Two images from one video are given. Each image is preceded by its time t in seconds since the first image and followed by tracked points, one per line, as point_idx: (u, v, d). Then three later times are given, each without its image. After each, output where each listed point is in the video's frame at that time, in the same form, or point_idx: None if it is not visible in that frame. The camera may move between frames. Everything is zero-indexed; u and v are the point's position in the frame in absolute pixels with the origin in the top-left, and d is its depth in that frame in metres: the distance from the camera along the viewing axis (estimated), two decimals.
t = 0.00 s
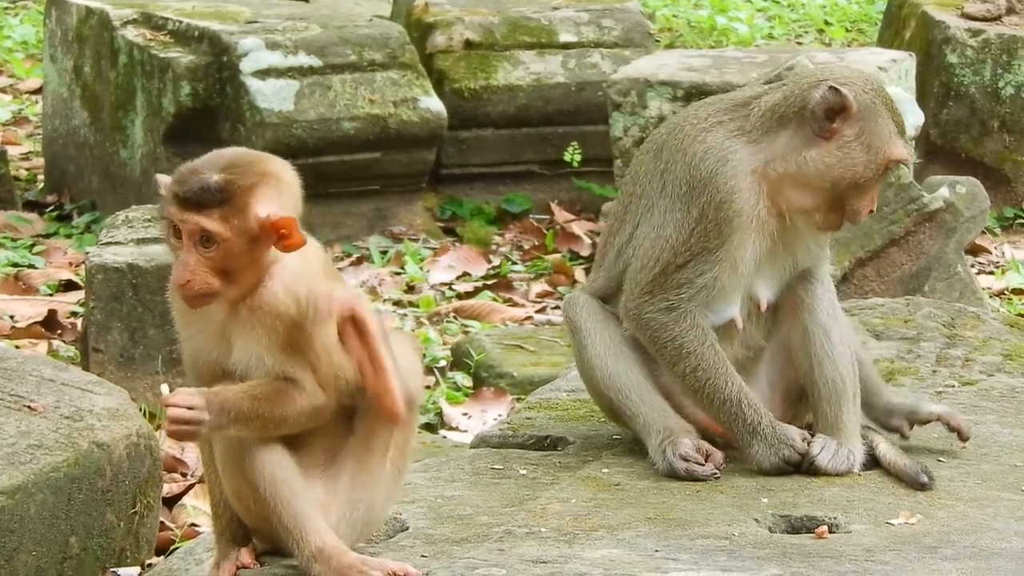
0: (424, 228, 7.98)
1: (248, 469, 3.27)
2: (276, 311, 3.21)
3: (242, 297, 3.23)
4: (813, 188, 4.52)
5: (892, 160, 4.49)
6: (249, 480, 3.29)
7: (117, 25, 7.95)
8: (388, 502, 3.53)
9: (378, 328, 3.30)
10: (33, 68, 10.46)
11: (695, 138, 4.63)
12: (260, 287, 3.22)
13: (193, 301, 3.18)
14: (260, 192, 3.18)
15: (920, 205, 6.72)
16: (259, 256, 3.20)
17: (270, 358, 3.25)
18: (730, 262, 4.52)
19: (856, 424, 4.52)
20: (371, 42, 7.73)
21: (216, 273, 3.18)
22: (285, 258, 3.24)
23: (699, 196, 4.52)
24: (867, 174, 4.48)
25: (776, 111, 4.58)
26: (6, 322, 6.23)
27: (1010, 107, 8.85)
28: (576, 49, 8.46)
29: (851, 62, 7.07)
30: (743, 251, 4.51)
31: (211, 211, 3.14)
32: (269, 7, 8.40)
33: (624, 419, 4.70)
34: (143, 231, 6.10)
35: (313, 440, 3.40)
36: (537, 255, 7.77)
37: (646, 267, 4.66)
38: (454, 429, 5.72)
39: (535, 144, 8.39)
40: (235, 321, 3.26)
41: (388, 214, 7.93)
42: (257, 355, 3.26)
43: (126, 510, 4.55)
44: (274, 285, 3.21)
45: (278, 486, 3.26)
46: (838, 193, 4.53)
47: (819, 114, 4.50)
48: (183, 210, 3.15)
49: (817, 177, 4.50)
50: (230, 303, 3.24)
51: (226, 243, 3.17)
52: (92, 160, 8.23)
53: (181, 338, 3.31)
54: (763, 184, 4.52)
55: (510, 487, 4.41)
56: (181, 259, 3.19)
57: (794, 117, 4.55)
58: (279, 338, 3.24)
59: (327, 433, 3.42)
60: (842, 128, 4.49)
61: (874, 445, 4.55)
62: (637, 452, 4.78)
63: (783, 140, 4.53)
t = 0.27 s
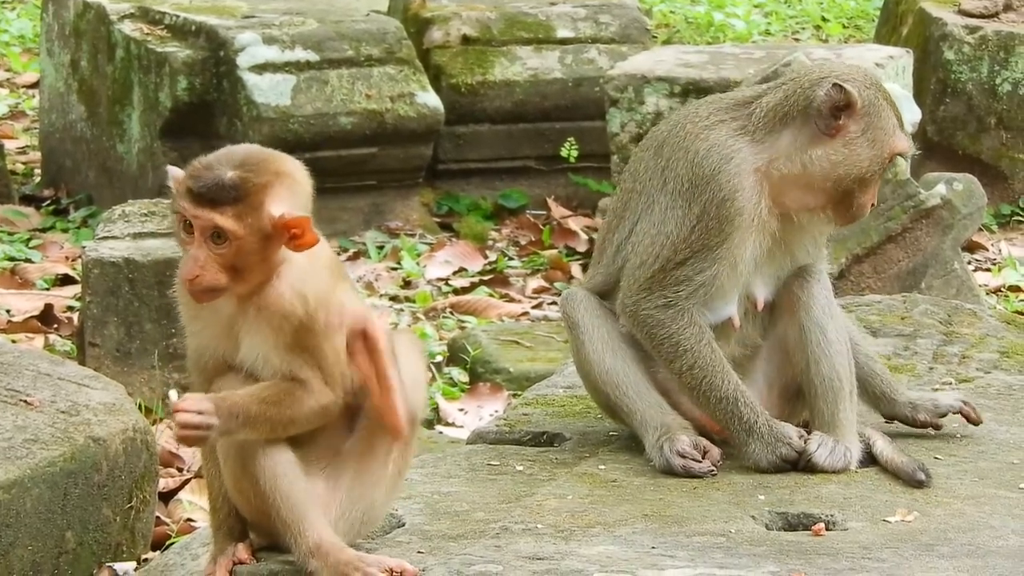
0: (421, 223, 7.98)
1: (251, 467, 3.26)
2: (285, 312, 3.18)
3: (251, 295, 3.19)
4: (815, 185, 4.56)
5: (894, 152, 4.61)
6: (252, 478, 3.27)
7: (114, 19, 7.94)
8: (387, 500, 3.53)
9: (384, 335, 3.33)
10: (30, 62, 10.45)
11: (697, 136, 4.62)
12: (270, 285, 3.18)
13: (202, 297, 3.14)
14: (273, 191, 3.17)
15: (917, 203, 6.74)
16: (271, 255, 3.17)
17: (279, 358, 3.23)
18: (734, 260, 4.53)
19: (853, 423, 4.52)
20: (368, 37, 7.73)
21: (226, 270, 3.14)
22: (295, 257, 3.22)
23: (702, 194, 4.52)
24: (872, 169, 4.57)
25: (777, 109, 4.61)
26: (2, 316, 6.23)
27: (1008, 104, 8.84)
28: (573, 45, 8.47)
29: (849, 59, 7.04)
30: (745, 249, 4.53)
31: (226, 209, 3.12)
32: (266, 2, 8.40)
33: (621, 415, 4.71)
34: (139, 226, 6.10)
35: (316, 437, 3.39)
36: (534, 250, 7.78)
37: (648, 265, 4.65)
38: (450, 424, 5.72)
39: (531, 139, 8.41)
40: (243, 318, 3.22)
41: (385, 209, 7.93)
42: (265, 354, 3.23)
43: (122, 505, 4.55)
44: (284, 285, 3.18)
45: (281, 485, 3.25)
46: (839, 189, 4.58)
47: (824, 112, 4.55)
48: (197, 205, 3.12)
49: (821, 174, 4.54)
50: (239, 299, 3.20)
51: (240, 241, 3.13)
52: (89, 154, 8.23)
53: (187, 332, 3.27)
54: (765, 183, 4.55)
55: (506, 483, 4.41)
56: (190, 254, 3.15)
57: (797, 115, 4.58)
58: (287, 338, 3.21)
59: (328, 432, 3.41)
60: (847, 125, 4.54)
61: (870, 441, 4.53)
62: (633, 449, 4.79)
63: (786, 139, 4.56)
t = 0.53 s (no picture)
0: (419, 221, 7.98)
1: (255, 466, 3.26)
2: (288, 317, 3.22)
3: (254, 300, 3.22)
4: (815, 177, 4.55)
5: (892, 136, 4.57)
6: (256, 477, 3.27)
7: (111, 18, 7.94)
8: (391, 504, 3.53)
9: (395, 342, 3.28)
10: (27, 60, 10.45)
11: (693, 136, 4.63)
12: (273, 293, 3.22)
13: (203, 301, 3.16)
14: (286, 212, 3.17)
15: (915, 201, 6.76)
16: (276, 267, 3.19)
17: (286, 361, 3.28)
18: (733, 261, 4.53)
19: (852, 421, 4.52)
20: (366, 35, 7.73)
21: (228, 279, 3.15)
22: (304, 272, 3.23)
23: (698, 196, 4.53)
24: (869, 155, 4.54)
25: (768, 106, 4.61)
26: None
27: (1005, 102, 8.84)
28: (570, 43, 8.47)
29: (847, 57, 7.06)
30: (745, 248, 4.53)
31: (236, 224, 3.12)
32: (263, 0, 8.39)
33: (620, 414, 4.71)
34: (137, 225, 6.10)
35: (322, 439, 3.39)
36: (531, 249, 7.78)
37: (647, 266, 4.66)
38: (448, 423, 5.72)
39: (529, 137, 8.41)
40: (248, 319, 3.25)
41: (382, 208, 7.93)
42: (273, 355, 3.27)
43: (120, 504, 4.55)
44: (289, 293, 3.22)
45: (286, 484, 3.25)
46: (840, 179, 4.56)
47: (812, 104, 4.53)
48: (208, 215, 3.11)
49: (819, 166, 4.53)
50: (242, 303, 3.23)
51: (246, 255, 3.15)
52: (87, 153, 8.23)
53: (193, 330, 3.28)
54: (761, 181, 4.55)
55: (504, 483, 4.41)
56: (193, 258, 3.16)
57: (785, 110, 4.57)
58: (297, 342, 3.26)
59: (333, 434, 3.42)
60: (836, 115, 4.52)
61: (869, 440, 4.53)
62: (631, 448, 4.79)
63: (779, 135, 4.56)
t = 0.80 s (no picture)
0: (417, 221, 7.98)
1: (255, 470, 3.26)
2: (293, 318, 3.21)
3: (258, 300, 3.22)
4: (813, 171, 4.55)
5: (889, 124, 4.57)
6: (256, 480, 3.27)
7: (109, 18, 7.93)
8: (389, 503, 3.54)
9: (400, 353, 3.30)
10: (25, 61, 10.45)
11: (689, 136, 4.63)
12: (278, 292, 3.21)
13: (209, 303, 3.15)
14: (290, 204, 3.16)
15: (913, 199, 6.76)
16: (281, 264, 3.19)
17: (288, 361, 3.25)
18: (733, 260, 4.53)
19: (851, 420, 4.52)
20: (364, 35, 7.73)
21: (235, 278, 3.15)
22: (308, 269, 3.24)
23: (696, 196, 4.53)
24: (867, 145, 4.53)
25: (761, 102, 4.61)
26: None
27: (1003, 100, 8.84)
28: (568, 42, 8.47)
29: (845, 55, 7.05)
30: (745, 246, 4.54)
31: (240, 221, 3.12)
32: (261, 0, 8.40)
33: (618, 414, 4.70)
34: (135, 225, 6.10)
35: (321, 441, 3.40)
36: (530, 249, 7.77)
37: (646, 266, 4.66)
38: (447, 423, 5.72)
39: (527, 137, 8.40)
40: (251, 320, 3.25)
41: (380, 208, 7.93)
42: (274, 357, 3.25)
43: (119, 504, 4.55)
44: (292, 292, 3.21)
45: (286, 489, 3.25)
46: (839, 170, 4.56)
47: (805, 99, 4.54)
48: (211, 216, 3.11)
49: (816, 159, 4.53)
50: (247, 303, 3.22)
51: (252, 253, 3.14)
52: (85, 153, 8.23)
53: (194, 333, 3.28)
54: (760, 178, 4.56)
55: (503, 482, 4.41)
56: (199, 260, 3.15)
57: (781, 106, 4.57)
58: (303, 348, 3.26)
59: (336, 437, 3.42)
60: (831, 108, 4.52)
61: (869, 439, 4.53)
62: (629, 447, 4.79)
63: (774, 131, 4.56)
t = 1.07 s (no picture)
0: (415, 220, 7.98)
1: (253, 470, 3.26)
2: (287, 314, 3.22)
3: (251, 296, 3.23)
4: (809, 167, 4.54)
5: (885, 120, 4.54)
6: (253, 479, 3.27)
7: (107, 17, 7.93)
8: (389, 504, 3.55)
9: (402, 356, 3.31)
10: (24, 60, 10.46)
11: (687, 135, 4.64)
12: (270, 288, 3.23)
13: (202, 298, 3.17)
14: (282, 195, 3.18)
15: (911, 198, 6.76)
16: (273, 257, 3.20)
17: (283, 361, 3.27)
18: (731, 258, 4.53)
19: (849, 418, 4.52)
20: (362, 34, 7.73)
21: (227, 271, 3.16)
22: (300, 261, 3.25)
23: (694, 195, 4.53)
24: (861, 140, 4.53)
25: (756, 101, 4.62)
26: None
27: (1001, 99, 8.86)
28: (566, 41, 8.47)
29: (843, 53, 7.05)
30: (743, 244, 4.54)
31: (230, 213, 3.13)
32: None
33: (616, 413, 4.70)
34: (133, 224, 6.10)
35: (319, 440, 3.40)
36: (527, 248, 7.76)
37: (645, 266, 4.66)
38: (445, 422, 5.72)
39: (526, 136, 8.40)
40: (246, 318, 3.26)
41: (379, 207, 7.93)
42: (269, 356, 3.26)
43: (117, 503, 4.55)
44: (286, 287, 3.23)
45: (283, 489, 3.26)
46: (836, 167, 4.55)
47: (795, 95, 4.55)
48: (201, 209, 3.12)
49: (811, 156, 4.53)
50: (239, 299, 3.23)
51: (244, 245, 3.16)
52: (84, 153, 8.23)
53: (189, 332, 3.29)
54: (757, 177, 4.55)
55: (500, 481, 4.41)
56: (190, 255, 3.17)
57: (773, 103, 4.57)
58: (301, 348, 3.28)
59: (336, 437, 3.43)
60: (823, 104, 4.53)
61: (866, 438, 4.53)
62: (627, 446, 4.79)
63: (769, 129, 4.56)
